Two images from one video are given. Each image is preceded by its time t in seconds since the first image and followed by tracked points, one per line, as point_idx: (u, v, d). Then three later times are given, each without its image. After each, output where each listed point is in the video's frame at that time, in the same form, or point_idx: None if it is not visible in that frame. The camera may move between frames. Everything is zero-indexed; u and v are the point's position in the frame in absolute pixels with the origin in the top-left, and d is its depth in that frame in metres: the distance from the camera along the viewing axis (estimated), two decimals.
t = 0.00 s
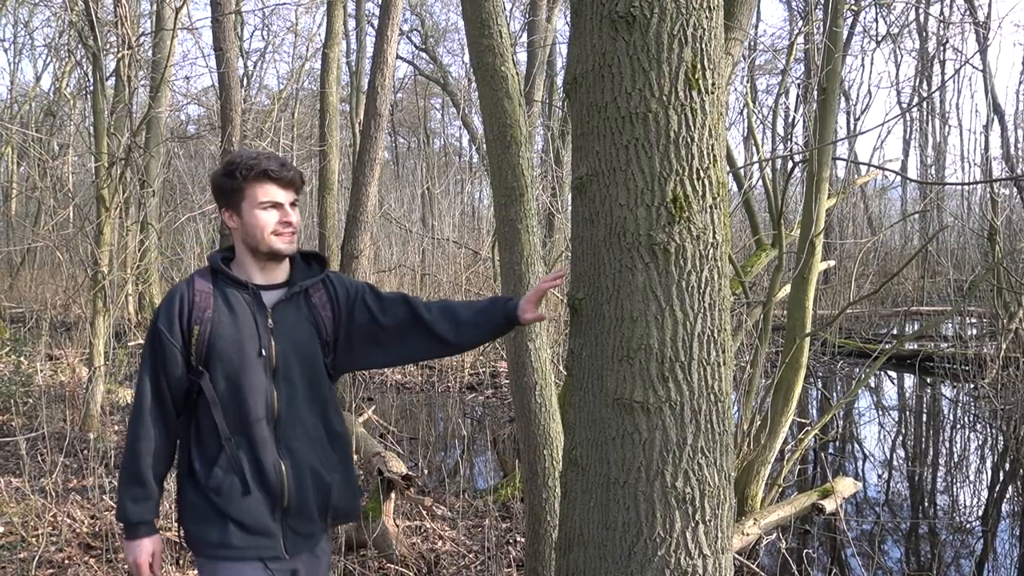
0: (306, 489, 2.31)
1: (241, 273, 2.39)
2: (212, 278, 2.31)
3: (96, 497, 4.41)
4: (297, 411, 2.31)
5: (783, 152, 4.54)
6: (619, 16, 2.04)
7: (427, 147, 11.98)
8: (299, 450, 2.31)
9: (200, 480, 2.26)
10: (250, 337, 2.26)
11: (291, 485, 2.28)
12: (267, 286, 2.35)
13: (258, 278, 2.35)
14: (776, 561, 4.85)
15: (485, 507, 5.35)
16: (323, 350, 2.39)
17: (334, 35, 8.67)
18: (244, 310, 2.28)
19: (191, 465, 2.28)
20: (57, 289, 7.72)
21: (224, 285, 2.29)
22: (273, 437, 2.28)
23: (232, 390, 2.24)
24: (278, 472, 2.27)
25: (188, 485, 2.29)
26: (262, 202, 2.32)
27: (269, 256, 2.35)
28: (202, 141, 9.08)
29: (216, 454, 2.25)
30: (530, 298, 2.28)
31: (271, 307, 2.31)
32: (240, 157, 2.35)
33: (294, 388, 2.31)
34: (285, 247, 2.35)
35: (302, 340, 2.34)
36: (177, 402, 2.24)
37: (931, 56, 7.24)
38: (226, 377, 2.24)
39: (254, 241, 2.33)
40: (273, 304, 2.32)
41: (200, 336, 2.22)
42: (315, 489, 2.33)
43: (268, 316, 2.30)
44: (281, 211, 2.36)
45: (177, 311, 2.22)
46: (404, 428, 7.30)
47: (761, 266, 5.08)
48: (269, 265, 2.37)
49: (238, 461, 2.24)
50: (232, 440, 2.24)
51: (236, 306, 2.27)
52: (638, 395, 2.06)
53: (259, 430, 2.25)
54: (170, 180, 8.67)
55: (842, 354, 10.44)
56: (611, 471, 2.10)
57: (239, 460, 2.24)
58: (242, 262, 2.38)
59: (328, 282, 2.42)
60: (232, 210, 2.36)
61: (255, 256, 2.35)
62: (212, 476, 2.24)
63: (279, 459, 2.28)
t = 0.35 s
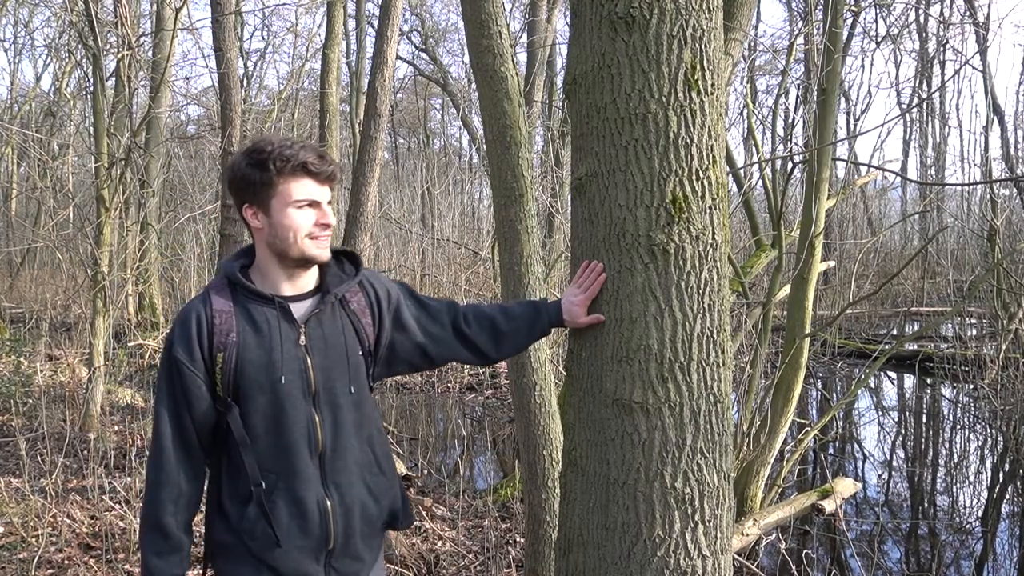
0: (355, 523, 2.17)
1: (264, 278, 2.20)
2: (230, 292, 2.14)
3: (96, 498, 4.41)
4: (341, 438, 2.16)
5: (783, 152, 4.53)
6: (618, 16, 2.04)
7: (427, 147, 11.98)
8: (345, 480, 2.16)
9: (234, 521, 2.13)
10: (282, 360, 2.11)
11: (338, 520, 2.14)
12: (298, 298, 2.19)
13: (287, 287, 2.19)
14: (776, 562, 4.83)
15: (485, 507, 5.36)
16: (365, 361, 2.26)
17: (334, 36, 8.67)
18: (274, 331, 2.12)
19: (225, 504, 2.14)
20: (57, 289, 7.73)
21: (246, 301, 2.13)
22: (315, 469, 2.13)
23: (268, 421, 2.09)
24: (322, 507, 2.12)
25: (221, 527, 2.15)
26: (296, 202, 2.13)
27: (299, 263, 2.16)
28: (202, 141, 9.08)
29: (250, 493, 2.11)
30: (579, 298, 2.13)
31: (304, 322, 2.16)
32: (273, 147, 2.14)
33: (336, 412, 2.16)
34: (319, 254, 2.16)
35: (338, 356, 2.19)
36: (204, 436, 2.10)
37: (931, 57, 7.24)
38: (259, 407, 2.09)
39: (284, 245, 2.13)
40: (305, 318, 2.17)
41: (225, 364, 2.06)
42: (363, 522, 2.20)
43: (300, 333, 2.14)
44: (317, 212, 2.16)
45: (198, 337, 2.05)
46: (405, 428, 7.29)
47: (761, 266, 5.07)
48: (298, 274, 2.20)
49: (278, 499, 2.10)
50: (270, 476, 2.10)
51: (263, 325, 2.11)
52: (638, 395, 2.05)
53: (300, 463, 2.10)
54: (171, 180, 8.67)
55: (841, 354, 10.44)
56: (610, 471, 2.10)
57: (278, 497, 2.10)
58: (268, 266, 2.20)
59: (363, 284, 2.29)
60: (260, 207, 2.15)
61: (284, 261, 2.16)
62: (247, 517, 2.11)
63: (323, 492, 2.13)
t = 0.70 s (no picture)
0: (384, 516, 2.14)
1: (276, 269, 2.20)
2: (240, 287, 2.14)
3: (96, 498, 4.41)
4: (362, 427, 2.14)
5: (783, 152, 4.53)
6: (619, 17, 2.04)
7: (427, 147, 11.98)
8: (369, 471, 2.13)
9: (255, 523, 2.07)
10: (297, 350, 2.09)
11: (363, 511, 2.10)
12: (309, 286, 2.20)
13: (299, 276, 2.20)
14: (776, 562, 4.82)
15: (485, 508, 5.36)
16: (386, 348, 2.26)
17: (334, 36, 8.67)
18: (288, 323, 2.11)
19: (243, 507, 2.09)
20: (57, 289, 7.73)
21: (257, 295, 2.12)
22: (337, 461, 2.10)
23: (286, 415, 2.07)
24: (346, 499, 2.08)
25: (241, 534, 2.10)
26: (311, 188, 2.13)
27: (312, 252, 2.16)
28: (203, 141, 9.08)
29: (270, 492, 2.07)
30: (579, 297, 2.14)
31: (318, 310, 2.16)
32: (286, 133, 2.15)
33: (356, 401, 2.14)
34: (333, 241, 2.16)
35: (355, 345, 2.18)
36: (220, 438, 2.07)
37: (931, 57, 7.24)
38: (276, 400, 2.07)
39: (298, 233, 2.12)
40: (319, 305, 2.17)
41: (240, 358, 2.05)
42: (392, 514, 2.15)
43: (314, 321, 2.14)
44: (332, 200, 2.16)
45: (211, 333, 2.03)
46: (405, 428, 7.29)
47: (761, 266, 5.07)
48: (311, 262, 2.20)
49: (300, 493, 2.06)
50: (290, 472, 2.06)
51: (276, 316, 2.10)
52: (638, 395, 2.05)
53: (321, 455, 2.07)
54: (171, 180, 8.67)
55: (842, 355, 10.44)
56: (610, 471, 2.10)
57: (299, 493, 2.06)
58: (280, 256, 2.20)
59: (374, 272, 2.29)
60: (273, 195, 2.15)
61: (298, 250, 2.16)
62: (267, 517, 2.06)
63: (347, 484, 2.10)
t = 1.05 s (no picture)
0: (406, 520, 2.11)
1: (310, 268, 2.17)
2: (271, 286, 2.11)
3: (97, 498, 4.42)
4: (389, 431, 2.11)
5: (783, 153, 4.53)
6: (619, 17, 2.04)
7: (428, 147, 11.97)
8: (393, 475, 2.10)
9: (276, 525, 2.04)
10: (326, 350, 2.06)
11: (386, 516, 2.07)
12: (342, 287, 2.17)
13: (333, 275, 2.17)
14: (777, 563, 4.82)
15: (485, 508, 5.36)
16: (415, 351, 2.24)
17: (335, 36, 8.66)
18: (318, 322, 2.07)
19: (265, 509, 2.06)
20: (58, 289, 7.73)
21: (288, 293, 2.10)
22: (362, 464, 2.07)
23: (313, 416, 2.03)
24: (369, 503, 2.06)
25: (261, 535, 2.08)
26: (350, 184, 2.11)
27: (350, 249, 2.15)
28: (203, 141, 9.07)
29: (292, 493, 2.03)
30: (577, 294, 2.15)
31: (349, 309, 2.13)
32: (323, 130, 2.13)
33: (384, 404, 2.11)
34: (371, 237, 2.14)
35: (385, 347, 2.15)
36: (247, 439, 2.04)
37: (932, 57, 7.23)
38: (303, 401, 2.04)
39: (337, 229, 2.11)
40: (349, 305, 2.14)
41: (269, 358, 2.01)
42: (414, 519, 2.13)
43: (344, 322, 2.11)
44: (370, 196, 2.15)
45: (240, 332, 2.00)
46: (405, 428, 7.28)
47: (761, 266, 5.07)
48: (345, 261, 2.18)
49: (323, 495, 2.03)
50: (314, 474, 2.03)
51: (306, 316, 2.07)
52: (639, 395, 2.05)
53: (347, 457, 2.05)
54: (171, 180, 8.67)
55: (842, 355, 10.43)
56: (610, 471, 2.11)
57: (322, 496, 2.03)
58: (314, 256, 2.17)
59: (402, 276, 2.28)
60: (310, 193, 2.13)
61: (335, 248, 2.14)
62: (288, 519, 2.02)
63: (371, 487, 2.07)
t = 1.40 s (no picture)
0: (446, 530, 2.06)
1: (361, 267, 2.08)
2: (320, 283, 2.01)
3: (97, 498, 4.42)
4: (433, 440, 2.07)
5: (784, 152, 4.52)
6: (619, 16, 2.04)
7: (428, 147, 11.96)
8: (437, 486, 2.06)
9: (316, 534, 1.96)
10: (377, 356, 1.99)
11: (429, 528, 2.02)
12: (393, 288, 2.09)
13: (386, 276, 2.08)
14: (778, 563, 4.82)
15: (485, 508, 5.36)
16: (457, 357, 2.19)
17: (335, 36, 8.65)
18: (369, 325, 2.00)
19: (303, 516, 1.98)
20: (58, 289, 7.74)
21: (339, 295, 2.00)
22: (407, 474, 2.01)
23: (362, 423, 1.96)
24: (414, 514, 2.00)
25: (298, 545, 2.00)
26: (415, 183, 2.01)
27: (408, 250, 2.05)
28: (203, 141, 9.07)
29: (336, 503, 1.96)
30: (578, 294, 2.15)
31: (400, 313, 2.07)
32: (392, 124, 2.02)
33: (430, 412, 2.07)
34: (432, 239, 2.04)
35: (432, 354, 2.10)
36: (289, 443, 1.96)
37: (932, 57, 7.22)
38: (352, 408, 1.96)
39: (398, 229, 2.01)
40: (402, 309, 2.07)
41: (318, 362, 1.93)
42: (453, 529, 2.08)
43: (396, 326, 2.05)
44: (435, 196, 2.04)
45: (289, 333, 1.91)
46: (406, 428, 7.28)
47: (762, 266, 5.06)
48: (400, 262, 2.09)
49: (369, 505, 1.96)
50: (360, 484, 1.96)
51: (357, 320, 1.99)
52: (639, 395, 2.05)
53: (394, 467, 1.99)
54: (171, 180, 8.67)
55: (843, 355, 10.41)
56: (611, 471, 2.10)
57: (369, 507, 1.96)
58: (370, 253, 2.07)
59: (448, 278, 2.23)
60: (373, 188, 2.02)
61: (392, 248, 2.04)
62: (331, 530, 1.94)
63: (415, 498, 2.02)
